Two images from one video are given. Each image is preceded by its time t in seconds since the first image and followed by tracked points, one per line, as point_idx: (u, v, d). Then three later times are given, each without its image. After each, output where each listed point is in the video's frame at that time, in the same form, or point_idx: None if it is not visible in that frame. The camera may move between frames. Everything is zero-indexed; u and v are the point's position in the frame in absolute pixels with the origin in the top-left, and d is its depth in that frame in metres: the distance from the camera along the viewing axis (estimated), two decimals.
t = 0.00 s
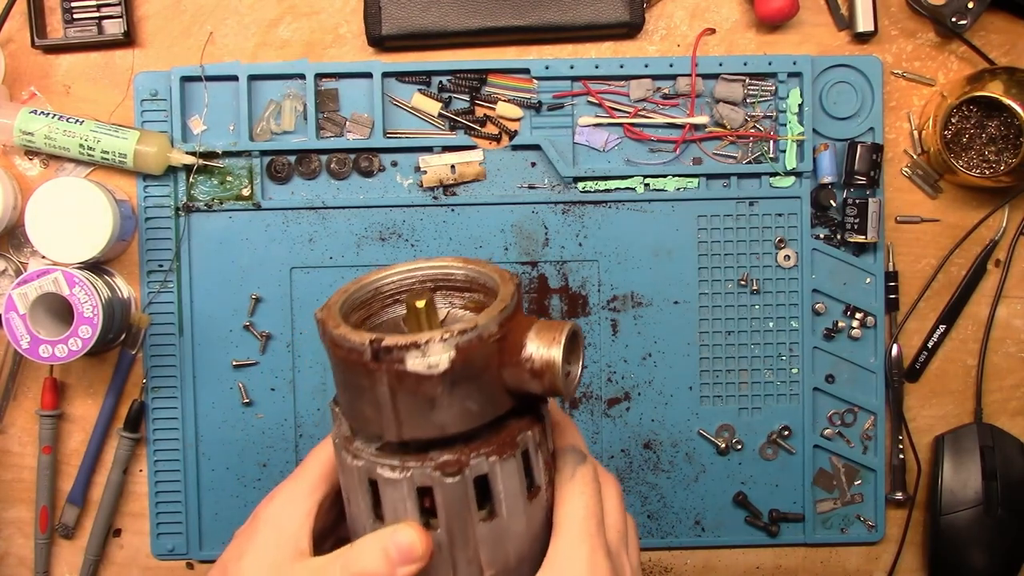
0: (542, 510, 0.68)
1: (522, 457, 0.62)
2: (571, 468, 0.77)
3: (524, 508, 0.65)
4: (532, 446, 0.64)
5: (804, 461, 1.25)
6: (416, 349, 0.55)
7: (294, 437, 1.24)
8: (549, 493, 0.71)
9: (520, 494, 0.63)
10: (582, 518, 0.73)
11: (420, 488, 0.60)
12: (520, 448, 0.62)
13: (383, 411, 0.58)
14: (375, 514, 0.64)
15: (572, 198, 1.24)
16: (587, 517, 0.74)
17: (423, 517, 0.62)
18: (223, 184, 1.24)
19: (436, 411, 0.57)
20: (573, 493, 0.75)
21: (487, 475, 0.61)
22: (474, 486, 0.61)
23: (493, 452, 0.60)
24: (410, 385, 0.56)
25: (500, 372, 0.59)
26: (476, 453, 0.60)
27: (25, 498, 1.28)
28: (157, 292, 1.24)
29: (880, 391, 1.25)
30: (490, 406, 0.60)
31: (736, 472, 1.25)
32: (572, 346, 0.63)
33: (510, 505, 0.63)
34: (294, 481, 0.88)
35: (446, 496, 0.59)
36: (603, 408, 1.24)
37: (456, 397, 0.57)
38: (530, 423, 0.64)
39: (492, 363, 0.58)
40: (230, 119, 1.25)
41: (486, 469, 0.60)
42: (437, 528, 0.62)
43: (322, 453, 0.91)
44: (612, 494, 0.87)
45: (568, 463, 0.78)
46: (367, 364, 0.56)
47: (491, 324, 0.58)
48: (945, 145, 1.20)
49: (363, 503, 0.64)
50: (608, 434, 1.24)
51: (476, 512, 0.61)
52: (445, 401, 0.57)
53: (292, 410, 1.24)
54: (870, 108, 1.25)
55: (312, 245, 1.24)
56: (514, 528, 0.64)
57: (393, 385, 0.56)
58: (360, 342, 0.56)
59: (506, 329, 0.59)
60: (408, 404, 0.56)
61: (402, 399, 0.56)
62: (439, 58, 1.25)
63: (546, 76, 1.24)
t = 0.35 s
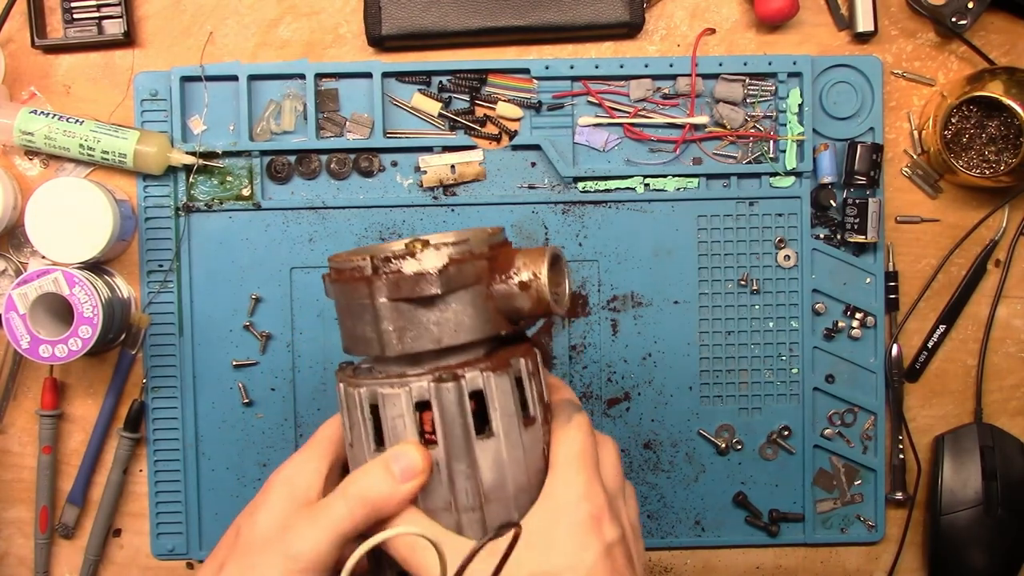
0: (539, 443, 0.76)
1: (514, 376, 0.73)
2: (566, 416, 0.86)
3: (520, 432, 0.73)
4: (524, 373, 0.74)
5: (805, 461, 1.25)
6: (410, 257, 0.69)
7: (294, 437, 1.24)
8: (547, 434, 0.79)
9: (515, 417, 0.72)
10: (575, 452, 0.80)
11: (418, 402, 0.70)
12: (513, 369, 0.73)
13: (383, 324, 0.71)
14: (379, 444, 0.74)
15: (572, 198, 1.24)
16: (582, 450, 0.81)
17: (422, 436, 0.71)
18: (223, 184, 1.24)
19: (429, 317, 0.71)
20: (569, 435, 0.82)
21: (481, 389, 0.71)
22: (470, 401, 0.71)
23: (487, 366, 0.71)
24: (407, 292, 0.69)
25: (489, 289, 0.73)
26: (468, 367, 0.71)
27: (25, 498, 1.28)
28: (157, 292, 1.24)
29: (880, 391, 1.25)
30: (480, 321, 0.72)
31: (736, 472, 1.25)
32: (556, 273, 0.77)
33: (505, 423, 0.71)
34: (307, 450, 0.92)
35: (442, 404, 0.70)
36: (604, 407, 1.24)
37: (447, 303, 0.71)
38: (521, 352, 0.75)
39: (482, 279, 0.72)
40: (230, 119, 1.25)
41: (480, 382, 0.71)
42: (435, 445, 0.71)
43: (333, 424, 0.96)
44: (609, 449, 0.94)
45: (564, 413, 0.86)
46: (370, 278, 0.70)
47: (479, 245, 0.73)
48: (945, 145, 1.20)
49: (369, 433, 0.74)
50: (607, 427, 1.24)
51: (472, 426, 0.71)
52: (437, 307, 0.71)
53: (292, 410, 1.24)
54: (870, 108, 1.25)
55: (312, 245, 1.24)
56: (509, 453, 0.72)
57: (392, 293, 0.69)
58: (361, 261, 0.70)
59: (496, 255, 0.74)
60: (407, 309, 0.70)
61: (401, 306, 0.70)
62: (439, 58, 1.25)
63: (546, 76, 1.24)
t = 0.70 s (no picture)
0: (530, 407, 0.75)
1: (504, 324, 0.73)
2: (577, 408, 0.84)
3: (504, 381, 0.73)
4: (519, 325, 0.74)
5: (805, 461, 1.25)
6: (412, 183, 0.74)
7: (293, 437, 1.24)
8: (547, 404, 0.77)
9: (501, 364, 0.72)
10: (593, 444, 0.81)
11: (402, 332, 0.74)
12: (505, 317, 0.74)
13: (380, 251, 0.75)
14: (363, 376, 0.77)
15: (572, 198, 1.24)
16: (598, 444, 0.81)
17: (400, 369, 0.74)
18: (223, 184, 1.24)
19: (424, 246, 0.74)
20: (585, 426, 0.82)
21: (466, 329, 0.73)
22: (454, 339, 0.73)
23: (476, 308, 0.73)
24: (404, 217, 0.73)
25: (490, 229, 0.74)
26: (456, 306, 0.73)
27: (25, 498, 1.28)
28: (157, 292, 1.24)
29: (880, 391, 1.25)
30: (475, 261, 0.74)
31: (736, 471, 1.25)
32: (565, 220, 0.75)
33: (486, 368, 0.72)
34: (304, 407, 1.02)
35: (421, 334, 0.72)
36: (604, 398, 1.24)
37: (441, 233, 0.74)
38: (522, 304, 0.76)
39: (484, 216, 0.74)
40: (229, 119, 1.25)
41: (465, 322, 0.72)
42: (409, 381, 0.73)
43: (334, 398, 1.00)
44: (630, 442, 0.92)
45: (577, 403, 0.85)
46: (374, 202, 0.75)
47: (488, 183, 0.75)
48: (945, 145, 1.20)
49: (357, 362, 0.77)
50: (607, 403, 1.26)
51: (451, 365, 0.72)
52: (433, 235, 0.74)
53: (292, 410, 1.24)
54: (870, 108, 1.25)
55: (312, 245, 1.24)
56: (492, 403, 0.72)
57: (393, 217, 0.74)
58: (371, 185, 0.76)
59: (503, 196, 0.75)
60: (404, 236, 0.74)
61: (400, 232, 0.74)
62: (439, 58, 1.25)
63: (547, 76, 1.24)
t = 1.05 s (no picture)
0: (538, 410, 0.75)
1: (511, 326, 0.74)
2: (589, 418, 0.84)
3: (511, 384, 0.73)
4: (527, 327, 0.75)
5: (805, 461, 1.25)
6: (422, 188, 0.74)
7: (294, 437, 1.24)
8: (556, 408, 0.77)
9: (508, 365, 0.73)
10: (605, 456, 0.81)
11: (410, 334, 0.74)
12: (512, 318, 0.74)
13: (389, 255, 0.76)
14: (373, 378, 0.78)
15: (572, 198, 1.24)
16: (611, 455, 0.81)
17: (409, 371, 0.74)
18: (223, 184, 1.24)
19: (434, 250, 0.74)
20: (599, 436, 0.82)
21: (474, 331, 0.73)
22: (462, 341, 0.74)
23: (484, 310, 0.73)
24: (413, 221, 0.74)
25: (499, 233, 0.75)
26: (464, 308, 0.74)
27: (25, 498, 1.28)
28: (157, 292, 1.24)
29: (880, 391, 1.25)
30: (483, 264, 0.74)
31: (737, 471, 1.25)
32: (573, 224, 0.76)
33: (495, 370, 0.72)
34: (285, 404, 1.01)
35: (428, 337, 0.72)
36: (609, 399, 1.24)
37: (450, 237, 0.74)
38: (529, 307, 0.76)
39: (492, 221, 0.75)
40: (230, 119, 1.25)
41: (472, 324, 0.73)
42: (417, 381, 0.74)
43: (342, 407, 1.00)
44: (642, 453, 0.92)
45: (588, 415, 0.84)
46: (384, 207, 0.76)
47: (497, 187, 0.76)
48: (945, 145, 1.20)
49: (367, 366, 0.78)
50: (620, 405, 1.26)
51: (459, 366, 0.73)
52: (443, 238, 0.74)
53: (292, 410, 1.24)
54: (870, 108, 1.25)
55: (312, 245, 1.24)
56: (499, 404, 0.72)
57: (402, 221, 0.75)
58: (381, 191, 0.77)
59: (512, 201, 0.76)
60: (413, 239, 0.75)
61: (409, 236, 0.75)
62: (439, 58, 1.25)
63: (547, 76, 1.24)
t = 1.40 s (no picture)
0: (549, 434, 0.74)
1: (522, 352, 0.73)
2: (598, 436, 0.84)
3: (525, 411, 0.72)
4: (536, 353, 0.74)
5: (805, 461, 1.25)
6: (425, 214, 0.72)
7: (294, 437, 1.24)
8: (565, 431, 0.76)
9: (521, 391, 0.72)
10: (615, 474, 0.80)
11: (420, 364, 0.71)
12: (523, 344, 0.73)
13: (390, 282, 0.74)
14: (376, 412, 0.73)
15: (572, 198, 1.24)
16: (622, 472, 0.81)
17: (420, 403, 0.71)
18: (223, 184, 1.24)
19: (439, 276, 0.73)
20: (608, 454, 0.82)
21: (486, 359, 0.71)
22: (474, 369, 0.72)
23: (495, 338, 0.72)
24: (418, 247, 0.72)
25: (504, 257, 0.74)
26: (475, 336, 0.72)
27: (25, 498, 1.28)
28: (157, 292, 1.24)
29: (880, 391, 1.25)
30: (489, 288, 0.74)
31: (737, 471, 1.25)
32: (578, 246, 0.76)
33: (509, 397, 0.71)
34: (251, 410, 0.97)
35: (442, 369, 0.70)
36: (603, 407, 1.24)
37: (457, 263, 0.73)
38: (535, 331, 0.75)
39: (497, 245, 0.73)
40: (230, 119, 1.25)
41: (484, 352, 0.71)
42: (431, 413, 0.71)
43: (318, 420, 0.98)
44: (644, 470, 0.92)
45: (594, 437, 0.84)
46: (383, 233, 0.73)
47: (498, 211, 0.74)
48: (945, 145, 1.20)
49: (367, 400, 0.73)
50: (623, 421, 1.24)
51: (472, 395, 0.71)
52: (448, 265, 0.73)
53: (292, 410, 1.24)
54: (870, 108, 1.25)
55: (312, 245, 1.24)
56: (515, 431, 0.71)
57: (404, 247, 0.72)
58: (378, 217, 0.74)
59: (515, 224, 0.75)
60: (417, 266, 0.73)
61: (413, 263, 0.73)
62: (439, 58, 1.25)
63: (547, 76, 1.24)
